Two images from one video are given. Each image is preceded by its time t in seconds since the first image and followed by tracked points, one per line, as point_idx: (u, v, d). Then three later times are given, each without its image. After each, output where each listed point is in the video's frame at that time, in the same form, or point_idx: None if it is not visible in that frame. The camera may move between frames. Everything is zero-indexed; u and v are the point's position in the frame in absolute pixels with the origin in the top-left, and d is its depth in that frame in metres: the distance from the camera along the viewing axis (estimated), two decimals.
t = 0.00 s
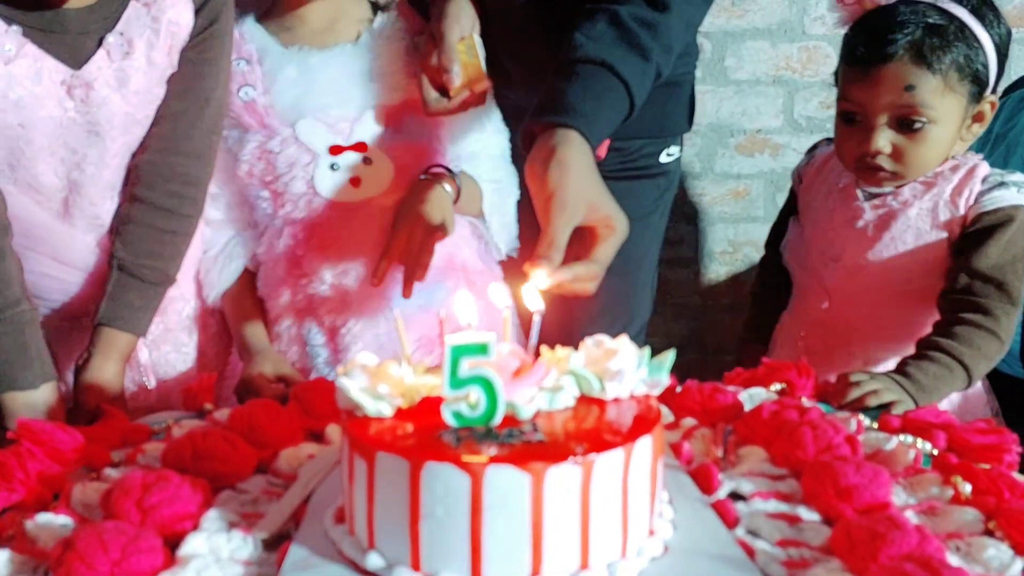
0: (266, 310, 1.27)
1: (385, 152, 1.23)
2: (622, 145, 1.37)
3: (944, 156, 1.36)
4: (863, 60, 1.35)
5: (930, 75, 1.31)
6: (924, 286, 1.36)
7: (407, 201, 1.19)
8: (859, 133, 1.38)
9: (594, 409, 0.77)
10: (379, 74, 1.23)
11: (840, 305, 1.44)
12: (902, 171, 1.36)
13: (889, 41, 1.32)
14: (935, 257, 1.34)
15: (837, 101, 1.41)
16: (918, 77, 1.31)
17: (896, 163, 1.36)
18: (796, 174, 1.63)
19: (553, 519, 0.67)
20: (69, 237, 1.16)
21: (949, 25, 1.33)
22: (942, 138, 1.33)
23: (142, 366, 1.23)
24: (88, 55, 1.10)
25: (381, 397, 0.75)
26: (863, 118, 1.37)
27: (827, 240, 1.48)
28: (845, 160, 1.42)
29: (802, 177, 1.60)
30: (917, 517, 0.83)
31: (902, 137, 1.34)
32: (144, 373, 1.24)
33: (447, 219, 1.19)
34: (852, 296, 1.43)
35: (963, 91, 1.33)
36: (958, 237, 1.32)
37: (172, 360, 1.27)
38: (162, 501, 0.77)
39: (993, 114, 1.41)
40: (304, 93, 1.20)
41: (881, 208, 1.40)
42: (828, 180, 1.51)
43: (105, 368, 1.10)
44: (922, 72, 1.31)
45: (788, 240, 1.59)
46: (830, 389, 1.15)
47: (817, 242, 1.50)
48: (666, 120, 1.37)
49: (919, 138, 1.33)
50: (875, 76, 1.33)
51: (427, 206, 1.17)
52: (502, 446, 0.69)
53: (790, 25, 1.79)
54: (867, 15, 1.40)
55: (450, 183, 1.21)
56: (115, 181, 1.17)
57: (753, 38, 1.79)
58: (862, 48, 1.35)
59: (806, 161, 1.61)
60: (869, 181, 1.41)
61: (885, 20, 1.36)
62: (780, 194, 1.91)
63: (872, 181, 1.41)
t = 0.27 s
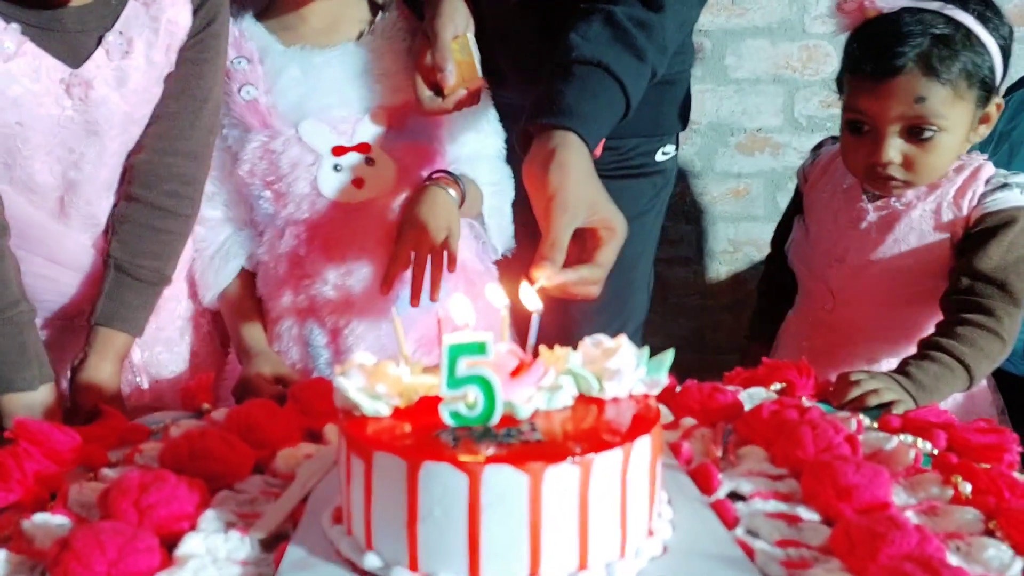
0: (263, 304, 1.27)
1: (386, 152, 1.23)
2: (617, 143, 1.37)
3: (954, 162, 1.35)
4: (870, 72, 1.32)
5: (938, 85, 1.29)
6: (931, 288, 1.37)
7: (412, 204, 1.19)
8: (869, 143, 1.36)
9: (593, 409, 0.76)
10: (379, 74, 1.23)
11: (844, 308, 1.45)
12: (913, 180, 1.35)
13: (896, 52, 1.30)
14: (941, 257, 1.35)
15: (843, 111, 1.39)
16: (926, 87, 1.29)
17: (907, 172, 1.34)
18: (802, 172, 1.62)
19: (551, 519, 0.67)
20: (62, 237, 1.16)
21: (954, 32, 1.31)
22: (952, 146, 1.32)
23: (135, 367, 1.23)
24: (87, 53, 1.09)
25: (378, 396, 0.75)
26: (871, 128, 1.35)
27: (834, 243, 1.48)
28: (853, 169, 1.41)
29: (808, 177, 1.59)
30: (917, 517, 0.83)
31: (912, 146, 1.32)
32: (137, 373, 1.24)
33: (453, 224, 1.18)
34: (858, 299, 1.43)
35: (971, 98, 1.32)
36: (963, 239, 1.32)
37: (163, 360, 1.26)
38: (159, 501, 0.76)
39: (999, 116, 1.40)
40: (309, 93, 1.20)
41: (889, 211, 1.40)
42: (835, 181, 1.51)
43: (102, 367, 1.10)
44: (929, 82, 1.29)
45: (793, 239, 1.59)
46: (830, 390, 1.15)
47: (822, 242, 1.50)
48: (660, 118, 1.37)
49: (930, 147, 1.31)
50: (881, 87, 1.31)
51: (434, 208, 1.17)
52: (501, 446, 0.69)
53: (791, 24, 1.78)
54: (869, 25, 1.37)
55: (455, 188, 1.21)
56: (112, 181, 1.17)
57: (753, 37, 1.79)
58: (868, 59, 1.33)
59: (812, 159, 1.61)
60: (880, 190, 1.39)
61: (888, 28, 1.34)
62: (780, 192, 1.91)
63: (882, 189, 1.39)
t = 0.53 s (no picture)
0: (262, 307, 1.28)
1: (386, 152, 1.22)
2: (614, 140, 1.36)
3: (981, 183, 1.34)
4: (906, 89, 1.29)
5: (976, 108, 1.26)
6: (942, 297, 1.38)
7: (411, 204, 1.18)
8: (897, 160, 1.34)
9: (594, 409, 0.76)
10: (377, 72, 1.23)
11: (855, 310, 1.45)
12: (937, 200, 1.34)
13: (936, 70, 1.26)
14: (953, 267, 1.35)
15: (872, 122, 1.36)
16: (964, 111, 1.26)
17: (933, 191, 1.32)
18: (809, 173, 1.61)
19: (551, 521, 0.66)
20: (60, 237, 1.16)
21: (995, 52, 1.27)
22: (981, 168, 1.31)
23: (133, 366, 1.24)
24: (82, 51, 1.10)
25: (377, 397, 0.74)
26: (900, 144, 1.32)
27: (842, 243, 1.48)
28: (876, 182, 1.39)
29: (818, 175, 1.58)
30: (920, 518, 0.82)
31: (941, 166, 1.30)
32: (134, 373, 1.24)
33: (453, 224, 1.18)
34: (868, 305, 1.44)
35: (1006, 120, 1.29)
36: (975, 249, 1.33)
37: (160, 359, 1.27)
38: (158, 502, 0.76)
39: None
40: (307, 91, 1.19)
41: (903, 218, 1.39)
42: (846, 183, 1.49)
43: (101, 368, 1.11)
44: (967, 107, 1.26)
45: (800, 238, 1.58)
46: (834, 390, 1.15)
47: (829, 244, 1.50)
48: (656, 115, 1.36)
49: (958, 168, 1.30)
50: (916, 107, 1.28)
51: (434, 207, 1.17)
52: (501, 447, 0.68)
53: (793, 21, 1.77)
54: (907, 36, 1.33)
55: (454, 186, 1.21)
56: (107, 179, 1.18)
57: (755, 34, 1.78)
58: (905, 75, 1.29)
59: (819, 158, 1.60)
60: (900, 204, 1.38)
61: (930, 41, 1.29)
62: (783, 191, 1.91)
63: (903, 204, 1.38)
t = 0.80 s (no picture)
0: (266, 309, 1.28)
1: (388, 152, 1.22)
2: (614, 139, 1.37)
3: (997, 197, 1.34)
4: (943, 91, 1.28)
5: (1008, 119, 1.26)
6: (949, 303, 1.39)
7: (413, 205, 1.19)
8: (920, 163, 1.33)
9: (598, 407, 0.76)
10: (378, 72, 1.23)
11: (863, 317, 1.46)
12: (953, 207, 1.33)
13: (978, 75, 1.25)
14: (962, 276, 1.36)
15: (901, 120, 1.35)
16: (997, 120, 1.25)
17: (951, 198, 1.32)
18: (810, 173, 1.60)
19: (555, 518, 0.66)
20: (63, 236, 1.16)
21: None
22: (1001, 180, 1.31)
23: (135, 364, 1.24)
24: (82, 50, 1.10)
25: (381, 394, 0.74)
26: (925, 146, 1.32)
27: (845, 245, 1.48)
28: (894, 181, 1.38)
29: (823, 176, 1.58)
30: (923, 516, 0.82)
31: (963, 173, 1.30)
32: (137, 370, 1.25)
33: (456, 223, 1.18)
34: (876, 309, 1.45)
35: None
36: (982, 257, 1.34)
37: (162, 357, 1.27)
38: (161, 499, 0.76)
39: None
40: (310, 92, 1.19)
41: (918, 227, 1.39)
42: (854, 186, 1.49)
43: (103, 366, 1.12)
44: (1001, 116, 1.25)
45: (802, 238, 1.58)
46: (837, 389, 1.15)
47: (834, 250, 1.50)
48: (655, 114, 1.36)
49: (980, 177, 1.29)
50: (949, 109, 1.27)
51: (436, 207, 1.17)
52: (505, 444, 0.68)
53: (794, 21, 1.77)
54: (947, 39, 1.32)
55: (456, 184, 1.21)
56: (109, 177, 1.18)
57: (756, 34, 1.78)
58: (945, 76, 1.27)
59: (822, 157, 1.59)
60: (915, 207, 1.38)
61: (973, 46, 1.28)
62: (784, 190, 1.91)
63: (918, 208, 1.37)
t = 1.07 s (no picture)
0: (267, 313, 1.29)
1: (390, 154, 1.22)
2: (611, 141, 1.37)
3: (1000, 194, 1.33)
4: (948, 85, 1.27)
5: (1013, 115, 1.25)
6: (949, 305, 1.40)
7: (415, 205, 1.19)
8: (922, 159, 1.32)
9: (598, 410, 0.76)
10: (374, 79, 1.22)
11: (868, 322, 1.46)
12: (956, 205, 1.33)
13: (984, 68, 1.24)
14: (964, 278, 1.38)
15: (905, 116, 1.34)
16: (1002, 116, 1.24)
17: (953, 196, 1.31)
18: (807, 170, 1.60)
19: (556, 522, 0.67)
20: (63, 237, 1.17)
21: None
22: (1004, 178, 1.30)
23: (135, 365, 1.25)
24: (84, 54, 1.10)
25: (383, 397, 0.75)
26: (929, 142, 1.31)
27: (840, 248, 1.49)
28: (897, 178, 1.37)
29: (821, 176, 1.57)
30: (921, 518, 0.83)
31: (967, 170, 1.29)
32: (138, 371, 1.26)
33: (455, 223, 1.19)
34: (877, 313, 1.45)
35: None
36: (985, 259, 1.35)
37: (163, 358, 1.28)
38: (164, 502, 0.77)
39: None
40: (311, 93, 1.20)
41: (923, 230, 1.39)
42: (856, 186, 1.48)
43: (105, 368, 1.12)
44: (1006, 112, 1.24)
45: (799, 240, 1.58)
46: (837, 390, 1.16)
47: (835, 253, 1.50)
48: (652, 116, 1.37)
49: (983, 175, 1.29)
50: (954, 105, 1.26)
51: (437, 209, 1.18)
52: (506, 448, 0.69)
53: (793, 21, 1.78)
54: (953, 33, 1.31)
55: (455, 184, 1.21)
56: (111, 180, 1.19)
57: (755, 35, 1.79)
58: (951, 70, 1.27)
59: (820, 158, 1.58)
60: (918, 205, 1.37)
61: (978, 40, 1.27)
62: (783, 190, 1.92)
63: (921, 205, 1.37)
